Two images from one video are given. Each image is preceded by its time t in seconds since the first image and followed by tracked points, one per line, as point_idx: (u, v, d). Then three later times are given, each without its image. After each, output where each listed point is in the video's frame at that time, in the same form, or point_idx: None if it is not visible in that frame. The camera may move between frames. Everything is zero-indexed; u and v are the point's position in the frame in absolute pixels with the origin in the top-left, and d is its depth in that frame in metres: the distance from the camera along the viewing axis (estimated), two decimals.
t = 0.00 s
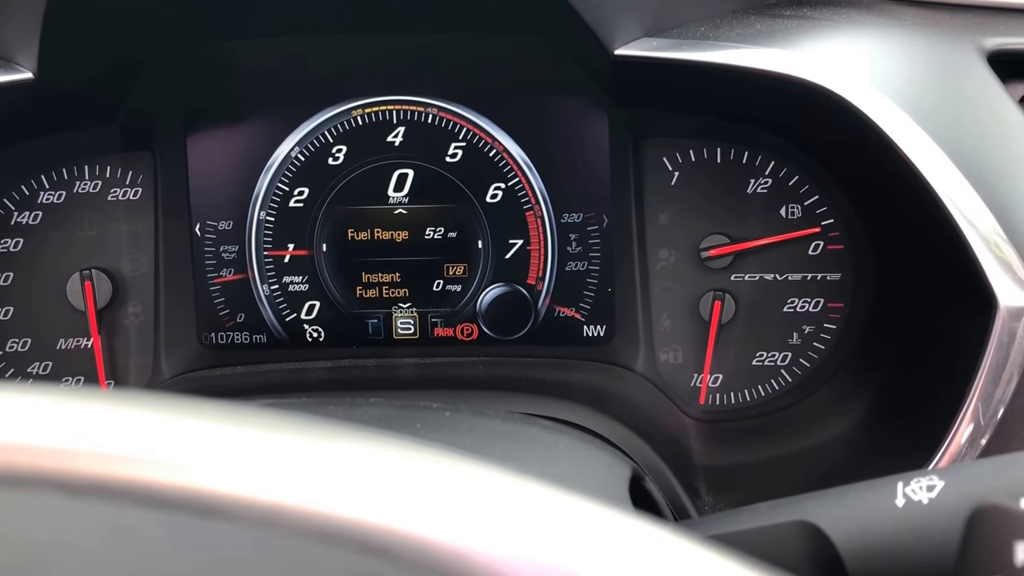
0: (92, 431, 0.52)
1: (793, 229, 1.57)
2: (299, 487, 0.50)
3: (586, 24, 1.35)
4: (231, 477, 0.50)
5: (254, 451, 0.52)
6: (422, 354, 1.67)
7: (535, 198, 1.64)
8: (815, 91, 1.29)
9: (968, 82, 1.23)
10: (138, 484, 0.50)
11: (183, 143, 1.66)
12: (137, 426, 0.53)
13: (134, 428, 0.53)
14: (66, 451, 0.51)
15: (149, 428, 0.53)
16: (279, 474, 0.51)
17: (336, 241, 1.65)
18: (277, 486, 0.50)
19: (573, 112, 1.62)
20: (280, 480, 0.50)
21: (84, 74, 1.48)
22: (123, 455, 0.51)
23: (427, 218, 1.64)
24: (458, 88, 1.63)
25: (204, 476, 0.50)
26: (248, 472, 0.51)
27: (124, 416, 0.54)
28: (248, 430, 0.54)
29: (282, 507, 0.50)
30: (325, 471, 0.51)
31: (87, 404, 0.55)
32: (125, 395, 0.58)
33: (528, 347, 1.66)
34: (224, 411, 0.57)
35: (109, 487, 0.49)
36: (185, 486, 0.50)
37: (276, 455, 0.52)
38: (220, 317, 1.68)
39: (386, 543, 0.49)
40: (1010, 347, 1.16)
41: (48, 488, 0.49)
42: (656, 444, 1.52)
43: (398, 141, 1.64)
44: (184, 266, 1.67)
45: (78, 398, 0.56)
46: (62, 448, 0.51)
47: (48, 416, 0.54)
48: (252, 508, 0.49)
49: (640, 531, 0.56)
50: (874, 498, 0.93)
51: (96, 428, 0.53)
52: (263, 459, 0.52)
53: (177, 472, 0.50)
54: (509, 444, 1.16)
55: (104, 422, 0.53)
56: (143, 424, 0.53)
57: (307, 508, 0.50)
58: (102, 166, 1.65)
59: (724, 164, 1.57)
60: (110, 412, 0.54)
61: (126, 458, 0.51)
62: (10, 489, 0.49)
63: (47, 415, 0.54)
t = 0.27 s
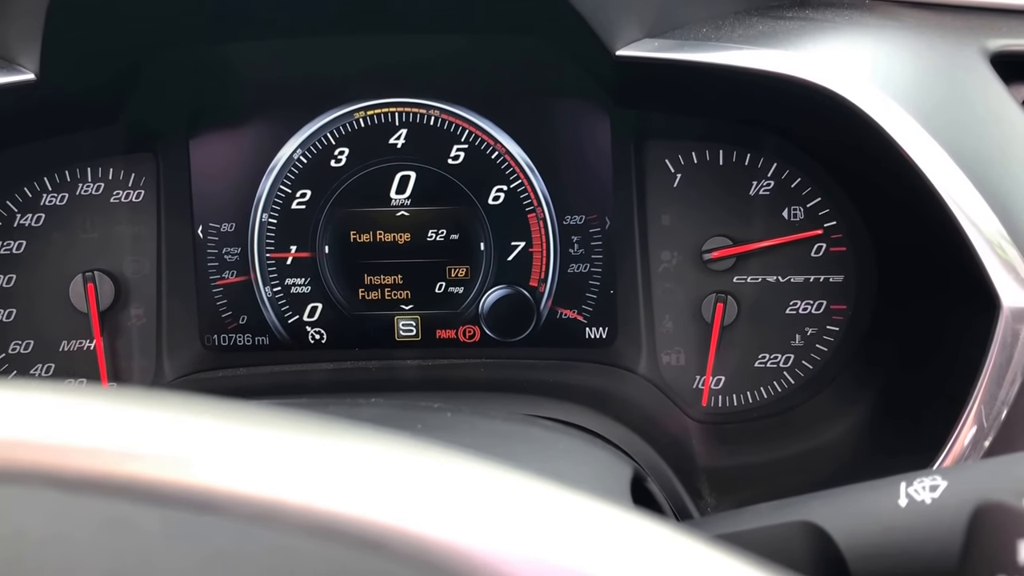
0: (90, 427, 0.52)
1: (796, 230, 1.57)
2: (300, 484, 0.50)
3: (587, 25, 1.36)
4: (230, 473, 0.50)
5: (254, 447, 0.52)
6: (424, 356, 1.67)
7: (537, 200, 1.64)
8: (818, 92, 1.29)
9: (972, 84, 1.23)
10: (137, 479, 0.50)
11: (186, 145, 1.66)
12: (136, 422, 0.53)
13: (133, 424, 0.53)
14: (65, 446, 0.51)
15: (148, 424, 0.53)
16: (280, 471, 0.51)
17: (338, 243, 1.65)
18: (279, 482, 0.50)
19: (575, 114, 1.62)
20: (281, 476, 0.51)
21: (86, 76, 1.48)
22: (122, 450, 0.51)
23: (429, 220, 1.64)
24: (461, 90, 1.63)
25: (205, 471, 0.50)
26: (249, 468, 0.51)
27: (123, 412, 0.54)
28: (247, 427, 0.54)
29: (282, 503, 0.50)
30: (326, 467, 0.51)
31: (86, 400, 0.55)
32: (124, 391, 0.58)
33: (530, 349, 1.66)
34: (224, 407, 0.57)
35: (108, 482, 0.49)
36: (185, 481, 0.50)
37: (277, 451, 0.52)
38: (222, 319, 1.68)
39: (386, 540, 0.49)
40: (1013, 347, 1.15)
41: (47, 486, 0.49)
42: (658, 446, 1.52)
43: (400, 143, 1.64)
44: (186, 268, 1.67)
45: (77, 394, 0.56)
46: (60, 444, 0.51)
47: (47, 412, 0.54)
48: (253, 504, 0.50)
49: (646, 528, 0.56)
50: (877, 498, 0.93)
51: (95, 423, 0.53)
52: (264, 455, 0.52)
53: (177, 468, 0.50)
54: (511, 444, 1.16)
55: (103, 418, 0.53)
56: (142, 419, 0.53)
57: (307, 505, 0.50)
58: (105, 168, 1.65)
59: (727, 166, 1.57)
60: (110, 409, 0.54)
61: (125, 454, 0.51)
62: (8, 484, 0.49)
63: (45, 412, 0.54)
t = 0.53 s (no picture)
0: (94, 425, 0.52)
1: (798, 233, 1.57)
2: (304, 482, 0.50)
3: (589, 26, 1.36)
4: (235, 471, 0.50)
5: (258, 446, 0.52)
6: (427, 358, 1.67)
7: (539, 202, 1.64)
8: (820, 94, 1.29)
9: (973, 85, 1.23)
10: (142, 478, 0.50)
11: (188, 147, 1.66)
12: (141, 421, 0.53)
13: (136, 423, 0.53)
14: (68, 444, 0.51)
15: (152, 423, 0.53)
16: (284, 469, 0.51)
17: (341, 246, 1.65)
18: (283, 481, 0.50)
19: (577, 117, 1.62)
20: (286, 474, 0.51)
21: (89, 78, 1.48)
22: (128, 449, 0.51)
23: (432, 222, 1.64)
24: (463, 92, 1.63)
25: (209, 469, 0.50)
26: (255, 467, 0.51)
27: (127, 412, 0.54)
28: (250, 426, 0.54)
29: (286, 502, 0.50)
30: (330, 466, 0.52)
31: (89, 399, 0.55)
32: (127, 391, 0.58)
33: (532, 352, 1.66)
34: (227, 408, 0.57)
35: (112, 481, 0.49)
36: (190, 479, 0.50)
37: (281, 450, 0.52)
38: (225, 322, 1.68)
39: (392, 538, 0.49)
40: (1016, 349, 1.15)
41: (52, 483, 0.49)
42: (660, 448, 1.52)
43: (402, 146, 1.64)
44: (188, 271, 1.67)
45: (79, 393, 0.56)
46: (63, 441, 0.51)
47: (50, 410, 0.54)
48: (257, 503, 0.50)
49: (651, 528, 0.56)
50: (878, 499, 0.92)
51: (100, 422, 0.53)
52: (269, 454, 0.52)
53: (182, 466, 0.50)
54: (513, 445, 1.16)
55: (107, 417, 0.53)
56: (146, 419, 0.53)
57: (311, 504, 0.50)
58: (107, 171, 1.65)
59: (729, 168, 1.57)
60: (114, 408, 0.54)
61: (130, 452, 0.51)
62: (13, 481, 0.49)
63: (48, 411, 0.54)
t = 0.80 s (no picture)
0: (96, 426, 0.52)
1: (800, 235, 1.56)
2: (303, 483, 0.50)
3: (591, 28, 1.35)
4: (235, 472, 0.50)
5: (258, 446, 0.52)
6: (429, 361, 1.67)
7: (540, 205, 1.64)
8: (822, 97, 1.29)
9: (976, 88, 1.23)
10: (143, 479, 0.50)
11: (190, 150, 1.66)
12: (140, 421, 0.53)
13: (135, 424, 0.53)
14: (67, 445, 0.51)
15: (151, 424, 0.53)
16: (284, 470, 0.51)
17: (343, 248, 1.65)
18: (284, 481, 0.50)
19: (579, 119, 1.61)
20: (286, 475, 0.50)
21: (91, 80, 1.48)
22: (126, 450, 0.51)
23: (433, 225, 1.64)
24: (465, 95, 1.63)
25: (211, 471, 0.50)
26: (254, 468, 0.51)
27: (128, 413, 0.54)
28: (253, 427, 0.54)
29: (290, 502, 0.50)
30: (333, 467, 0.51)
31: (89, 400, 0.55)
32: (128, 391, 0.58)
33: (534, 354, 1.66)
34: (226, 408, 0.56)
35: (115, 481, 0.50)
36: (192, 481, 0.50)
37: (280, 450, 0.52)
38: (227, 324, 1.68)
39: (397, 541, 0.49)
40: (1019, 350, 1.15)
41: (56, 483, 0.50)
42: (662, 451, 1.52)
43: (404, 148, 1.64)
44: (190, 274, 1.67)
45: (79, 394, 0.56)
46: (65, 443, 0.51)
47: (49, 411, 0.54)
48: (258, 503, 0.49)
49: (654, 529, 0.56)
50: (879, 502, 0.92)
51: (99, 422, 0.53)
52: (267, 454, 0.51)
53: (181, 467, 0.50)
54: (514, 447, 1.16)
55: (106, 418, 0.53)
56: (145, 419, 0.53)
57: (313, 504, 0.50)
58: (109, 174, 1.65)
59: (731, 171, 1.57)
60: (113, 409, 0.54)
61: (129, 453, 0.51)
62: (16, 483, 0.50)
63: (47, 412, 0.54)
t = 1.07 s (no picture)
0: (99, 443, 0.52)
1: (802, 238, 1.56)
2: (307, 498, 0.50)
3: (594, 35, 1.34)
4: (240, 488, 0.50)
5: (263, 462, 0.52)
6: (431, 363, 1.67)
7: (542, 208, 1.64)
8: (823, 101, 1.29)
9: (977, 93, 1.23)
10: (147, 496, 0.50)
11: (192, 152, 1.66)
12: (146, 437, 0.53)
13: (141, 439, 0.53)
14: (73, 462, 0.51)
15: (157, 439, 0.53)
16: (288, 484, 0.51)
17: (344, 251, 1.65)
18: (288, 496, 0.50)
19: (581, 122, 1.62)
20: (291, 489, 0.51)
21: (93, 85, 1.48)
22: (130, 468, 0.51)
23: (435, 228, 1.64)
24: (467, 98, 1.63)
25: (212, 487, 0.50)
26: (259, 484, 0.51)
27: (133, 428, 0.54)
28: (259, 442, 0.54)
29: (290, 518, 0.50)
30: (334, 482, 0.52)
31: (95, 416, 0.55)
32: (133, 406, 0.58)
33: (535, 357, 1.66)
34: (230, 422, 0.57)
35: (118, 499, 0.49)
36: (198, 497, 0.50)
37: (285, 465, 0.52)
38: (229, 327, 1.68)
39: (404, 557, 0.49)
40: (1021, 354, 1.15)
41: (59, 500, 0.50)
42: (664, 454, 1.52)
43: (405, 151, 1.64)
44: (192, 278, 1.67)
45: (84, 409, 0.56)
46: (71, 459, 0.51)
47: (55, 427, 0.54)
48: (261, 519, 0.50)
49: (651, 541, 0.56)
50: (882, 508, 0.92)
51: (104, 439, 0.53)
52: (273, 470, 0.52)
53: (185, 484, 0.50)
54: (517, 453, 1.15)
55: (111, 433, 0.53)
56: (151, 435, 0.54)
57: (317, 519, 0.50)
58: (111, 176, 1.64)
59: (733, 174, 1.57)
60: (119, 424, 0.54)
61: (133, 469, 0.51)
62: (16, 501, 0.50)
63: (54, 427, 0.54)
